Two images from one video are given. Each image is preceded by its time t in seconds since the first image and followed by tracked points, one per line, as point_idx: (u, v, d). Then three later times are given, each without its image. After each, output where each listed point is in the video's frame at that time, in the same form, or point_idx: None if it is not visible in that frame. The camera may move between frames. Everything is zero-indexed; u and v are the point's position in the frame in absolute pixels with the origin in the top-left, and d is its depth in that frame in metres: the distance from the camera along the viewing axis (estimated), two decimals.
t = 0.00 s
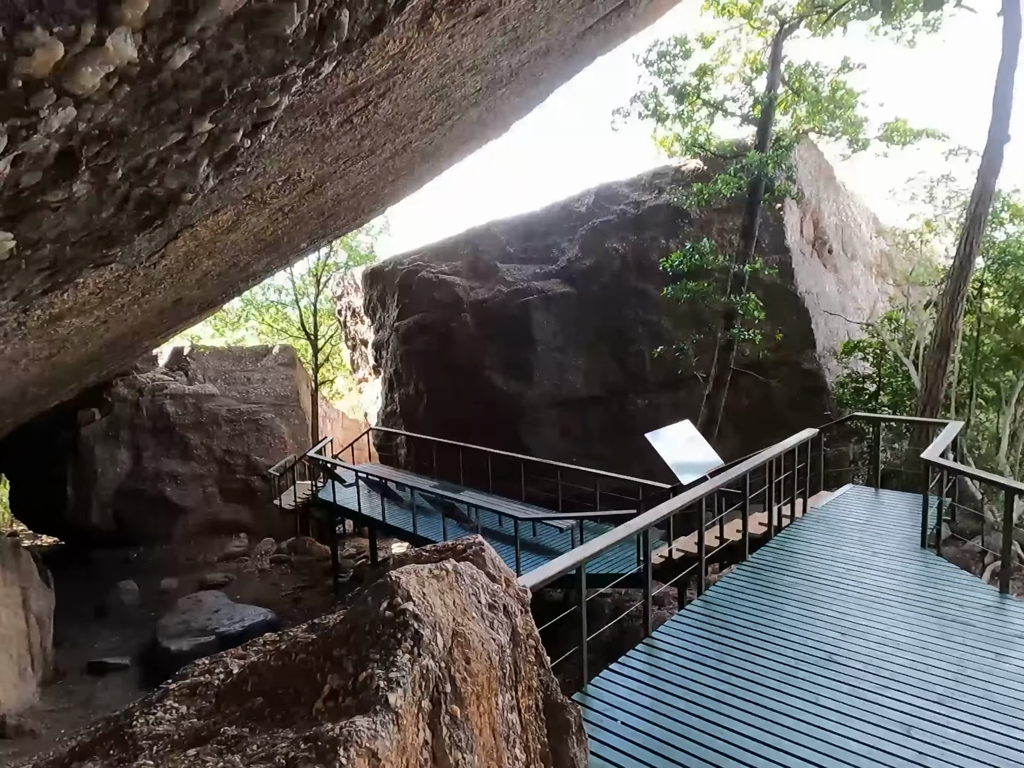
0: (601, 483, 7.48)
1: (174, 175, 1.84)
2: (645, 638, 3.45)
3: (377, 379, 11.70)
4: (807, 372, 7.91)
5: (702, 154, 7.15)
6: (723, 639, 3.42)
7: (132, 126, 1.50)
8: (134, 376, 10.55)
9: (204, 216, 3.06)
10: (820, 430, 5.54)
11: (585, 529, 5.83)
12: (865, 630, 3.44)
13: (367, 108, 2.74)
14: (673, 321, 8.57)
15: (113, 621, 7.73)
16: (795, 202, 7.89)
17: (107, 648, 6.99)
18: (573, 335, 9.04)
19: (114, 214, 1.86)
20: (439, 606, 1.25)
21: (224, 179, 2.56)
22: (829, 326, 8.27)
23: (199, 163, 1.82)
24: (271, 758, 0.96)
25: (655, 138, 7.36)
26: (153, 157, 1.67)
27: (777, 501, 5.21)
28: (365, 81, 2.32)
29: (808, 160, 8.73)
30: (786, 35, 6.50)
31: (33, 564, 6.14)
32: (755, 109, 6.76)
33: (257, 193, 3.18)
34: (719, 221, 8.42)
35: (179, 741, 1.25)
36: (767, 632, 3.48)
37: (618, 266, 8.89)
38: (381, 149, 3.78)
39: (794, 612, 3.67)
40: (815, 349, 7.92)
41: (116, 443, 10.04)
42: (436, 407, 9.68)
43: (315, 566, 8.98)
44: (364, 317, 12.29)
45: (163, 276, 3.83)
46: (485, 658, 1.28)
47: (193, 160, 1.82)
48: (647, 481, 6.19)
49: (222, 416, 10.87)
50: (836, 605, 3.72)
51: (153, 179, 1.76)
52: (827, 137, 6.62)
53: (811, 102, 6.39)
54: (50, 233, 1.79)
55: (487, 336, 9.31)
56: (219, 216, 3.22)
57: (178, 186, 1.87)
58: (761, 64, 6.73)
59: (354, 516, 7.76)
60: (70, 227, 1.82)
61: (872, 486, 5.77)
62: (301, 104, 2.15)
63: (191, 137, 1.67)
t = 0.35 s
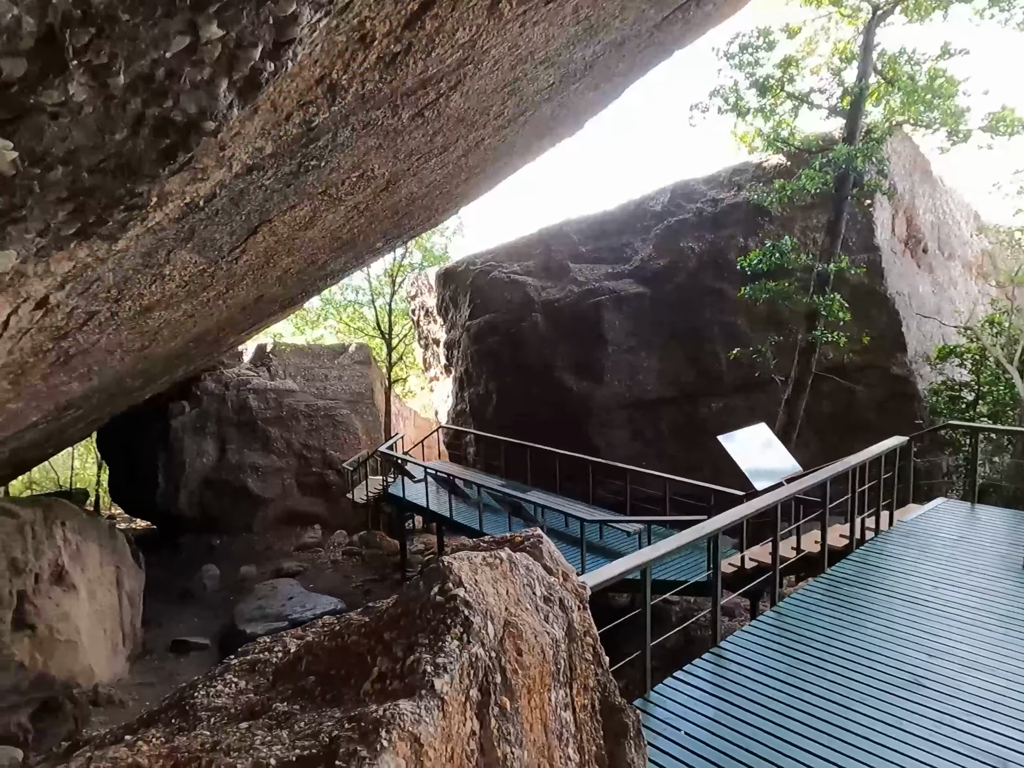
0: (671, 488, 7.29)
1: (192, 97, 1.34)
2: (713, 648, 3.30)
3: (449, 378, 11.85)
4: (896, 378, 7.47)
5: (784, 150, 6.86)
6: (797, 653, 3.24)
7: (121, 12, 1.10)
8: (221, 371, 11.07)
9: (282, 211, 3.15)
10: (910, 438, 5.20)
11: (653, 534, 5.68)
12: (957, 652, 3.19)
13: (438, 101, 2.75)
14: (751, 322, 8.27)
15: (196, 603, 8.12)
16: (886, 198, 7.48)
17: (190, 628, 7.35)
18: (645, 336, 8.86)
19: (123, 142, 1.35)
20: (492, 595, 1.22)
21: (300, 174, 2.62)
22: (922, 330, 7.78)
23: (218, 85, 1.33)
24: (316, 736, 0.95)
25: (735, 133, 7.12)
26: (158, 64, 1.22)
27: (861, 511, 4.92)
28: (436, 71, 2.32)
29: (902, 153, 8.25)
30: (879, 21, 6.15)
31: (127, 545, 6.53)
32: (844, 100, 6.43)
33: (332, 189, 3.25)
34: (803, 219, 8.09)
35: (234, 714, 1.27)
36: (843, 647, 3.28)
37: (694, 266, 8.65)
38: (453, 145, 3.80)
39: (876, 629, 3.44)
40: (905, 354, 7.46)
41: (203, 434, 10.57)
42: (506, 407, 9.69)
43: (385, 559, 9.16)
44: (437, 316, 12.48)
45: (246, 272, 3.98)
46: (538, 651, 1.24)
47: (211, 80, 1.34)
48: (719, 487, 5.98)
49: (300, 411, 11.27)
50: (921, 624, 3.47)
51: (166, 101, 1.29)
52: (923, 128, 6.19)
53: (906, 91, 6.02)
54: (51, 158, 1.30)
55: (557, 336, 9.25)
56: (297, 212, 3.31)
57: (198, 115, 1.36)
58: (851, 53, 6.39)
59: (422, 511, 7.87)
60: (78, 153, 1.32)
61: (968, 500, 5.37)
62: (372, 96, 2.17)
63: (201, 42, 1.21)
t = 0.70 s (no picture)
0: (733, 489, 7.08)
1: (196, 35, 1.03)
2: (771, 655, 3.17)
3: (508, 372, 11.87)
4: (981, 381, 7.04)
5: (863, 139, 6.53)
6: (861, 666, 3.08)
7: None
8: (289, 361, 11.42)
9: (345, 201, 3.20)
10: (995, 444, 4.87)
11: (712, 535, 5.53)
12: None
13: (497, 88, 2.72)
14: (822, 320, 7.94)
15: (261, 584, 8.42)
16: (974, 189, 7.05)
17: (255, 607, 7.62)
18: (710, 332, 8.62)
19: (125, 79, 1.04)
20: (533, 586, 1.19)
21: (361, 163, 2.65)
22: (1010, 329, 7.30)
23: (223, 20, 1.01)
24: (348, 716, 0.95)
25: (810, 122, 6.82)
26: None
27: (938, 520, 4.64)
28: (496, 56, 2.30)
29: (993, 141, 7.74)
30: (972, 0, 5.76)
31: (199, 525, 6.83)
32: (930, 85, 6.07)
33: (393, 179, 3.27)
34: (882, 212, 7.72)
35: (277, 689, 1.29)
36: (913, 663, 3.09)
37: (762, 261, 8.37)
38: (515, 136, 3.78)
39: (949, 646, 3.23)
40: (991, 355, 7.02)
41: (270, 421, 10.92)
42: (564, 402, 9.63)
43: (441, 550, 9.26)
44: (499, 310, 12.53)
45: (311, 262, 4.07)
46: (579, 646, 1.20)
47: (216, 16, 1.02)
48: (784, 489, 5.77)
49: (364, 401, 11.52)
50: (1000, 642, 3.25)
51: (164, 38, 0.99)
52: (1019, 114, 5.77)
53: (1000, 75, 5.62)
54: (44, 93, 1.01)
55: (619, 332, 9.11)
56: (359, 202, 3.36)
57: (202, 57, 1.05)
58: (939, 34, 6.01)
59: (479, 503, 7.92)
60: (75, 89, 1.03)
61: None
62: (430, 83, 2.17)
63: None
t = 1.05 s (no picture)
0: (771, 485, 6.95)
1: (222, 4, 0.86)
2: (808, 655, 3.10)
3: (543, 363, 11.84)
4: None
5: (916, 127, 6.28)
6: (904, 670, 2.98)
7: None
8: (328, 349, 11.58)
9: (383, 190, 3.21)
10: None
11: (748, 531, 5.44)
12: None
13: (537, 75, 2.70)
14: (868, 313, 7.72)
15: (298, 566, 8.59)
16: None
17: (292, 589, 7.78)
18: (750, 325, 8.45)
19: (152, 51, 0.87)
20: (566, 578, 1.18)
21: (399, 151, 2.65)
22: None
23: None
24: (377, 702, 0.94)
25: (861, 109, 6.57)
26: None
27: (987, 523, 4.47)
28: (535, 42, 2.27)
29: None
30: None
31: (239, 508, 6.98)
32: (990, 69, 5.79)
33: (431, 168, 3.27)
34: (934, 202, 7.45)
35: (309, 672, 1.30)
36: (958, 669, 2.99)
37: (806, 252, 8.16)
38: (554, 124, 3.74)
39: (997, 652, 3.11)
40: None
41: (309, 408, 11.10)
42: (600, 393, 9.56)
43: (475, 539, 9.32)
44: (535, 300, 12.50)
45: (349, 251, 4.10)
46: (611, 640, 1.18)
47: None
48: (825, 487, 5.64)
49: (400, 390, 11.62)
50: None
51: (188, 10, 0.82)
52: None
53: None
54: (68, 64, 0.85)
55: (656, 324, 8.98)
56: (397, 191, 3.37)
57: (230, 28, 0.88)
58: (1001, 15, 5.73)
59: (512, 493, 7.94)
60: (101, 59, 0.86)
61: None
62: (468, 69, 2.15)
63: None
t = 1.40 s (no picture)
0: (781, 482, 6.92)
1: None
2: (822, 654, 3.08)
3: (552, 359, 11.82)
4: None
5: (931, 123, 6.21)
6: (919, 669, 2.96)
7: None
8: (337, 345, 11.61)
9: (395, 185, 3.20)
10: None
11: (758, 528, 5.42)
12: None
13: (551, 69, 2.68)
14: (881, 310, 7.66)
15: (307, 561, 8.63)
16: None
17: (301, 583, 7.81)
18: (761, 322, 8.40)
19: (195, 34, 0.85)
20: (584, 574, 1.17)
21: (413, 145, 2.65)
22: None
23: None
24: (398, 697, 0.94)
25: (876, 104, 6.51)
26: None
27: (1001, 521, 4.44)
28: (551, 35, 2.26)
29: None
30: None
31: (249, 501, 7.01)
32: (1007, 63, 5.72)
33: (443, 162, 3.26)
34: (948, 198, 7.38)
35: (326, 665, 1.31)
36: (971, 668, 2.97)
37: (818, 248, 8.10)
38: (566, 118, 3.72)
39: (1013, 652, 3.08)
40: None
41: (318, 403, 11.13)
42: (609, 390, 9.53)
43: (483, 534, 9.33)
44: (544, 296, 12.48)
45: (360, 246, 4.10)
46: (629, 637, 1.18)
47: None
48: (836, 485, 5.60)
49: (409, 385, 11.63)
50: None
51: None
52: None
53: None
54: (112, 46, 0.82)
55: (666, 320, 8.94)
56: (409, 186, 3.37)
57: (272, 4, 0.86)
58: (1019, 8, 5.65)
59: (521, 489, 7.94)
60: (143, 42, 0.84)
61: None
62: (484, 63, 2.15)
63: None
